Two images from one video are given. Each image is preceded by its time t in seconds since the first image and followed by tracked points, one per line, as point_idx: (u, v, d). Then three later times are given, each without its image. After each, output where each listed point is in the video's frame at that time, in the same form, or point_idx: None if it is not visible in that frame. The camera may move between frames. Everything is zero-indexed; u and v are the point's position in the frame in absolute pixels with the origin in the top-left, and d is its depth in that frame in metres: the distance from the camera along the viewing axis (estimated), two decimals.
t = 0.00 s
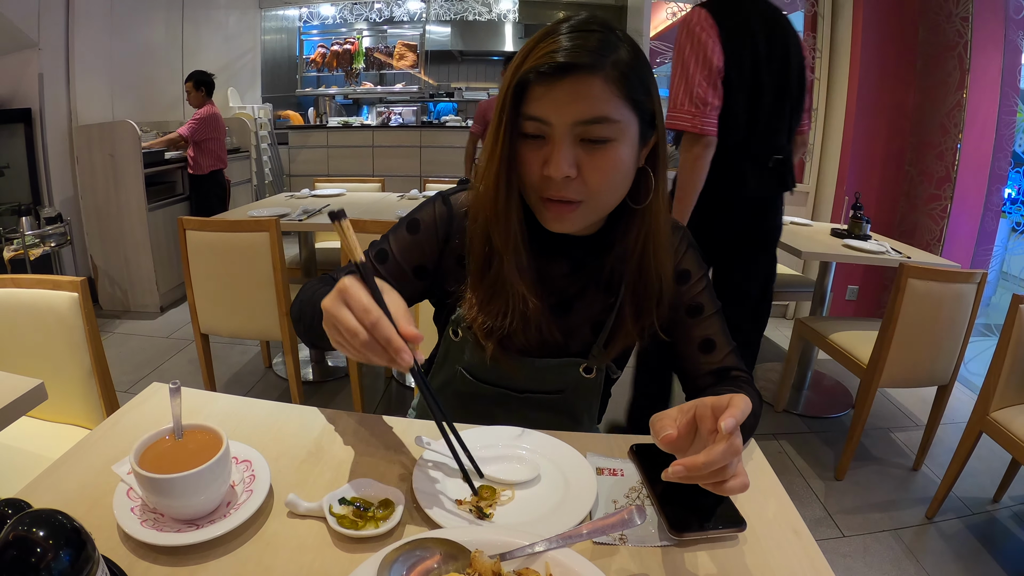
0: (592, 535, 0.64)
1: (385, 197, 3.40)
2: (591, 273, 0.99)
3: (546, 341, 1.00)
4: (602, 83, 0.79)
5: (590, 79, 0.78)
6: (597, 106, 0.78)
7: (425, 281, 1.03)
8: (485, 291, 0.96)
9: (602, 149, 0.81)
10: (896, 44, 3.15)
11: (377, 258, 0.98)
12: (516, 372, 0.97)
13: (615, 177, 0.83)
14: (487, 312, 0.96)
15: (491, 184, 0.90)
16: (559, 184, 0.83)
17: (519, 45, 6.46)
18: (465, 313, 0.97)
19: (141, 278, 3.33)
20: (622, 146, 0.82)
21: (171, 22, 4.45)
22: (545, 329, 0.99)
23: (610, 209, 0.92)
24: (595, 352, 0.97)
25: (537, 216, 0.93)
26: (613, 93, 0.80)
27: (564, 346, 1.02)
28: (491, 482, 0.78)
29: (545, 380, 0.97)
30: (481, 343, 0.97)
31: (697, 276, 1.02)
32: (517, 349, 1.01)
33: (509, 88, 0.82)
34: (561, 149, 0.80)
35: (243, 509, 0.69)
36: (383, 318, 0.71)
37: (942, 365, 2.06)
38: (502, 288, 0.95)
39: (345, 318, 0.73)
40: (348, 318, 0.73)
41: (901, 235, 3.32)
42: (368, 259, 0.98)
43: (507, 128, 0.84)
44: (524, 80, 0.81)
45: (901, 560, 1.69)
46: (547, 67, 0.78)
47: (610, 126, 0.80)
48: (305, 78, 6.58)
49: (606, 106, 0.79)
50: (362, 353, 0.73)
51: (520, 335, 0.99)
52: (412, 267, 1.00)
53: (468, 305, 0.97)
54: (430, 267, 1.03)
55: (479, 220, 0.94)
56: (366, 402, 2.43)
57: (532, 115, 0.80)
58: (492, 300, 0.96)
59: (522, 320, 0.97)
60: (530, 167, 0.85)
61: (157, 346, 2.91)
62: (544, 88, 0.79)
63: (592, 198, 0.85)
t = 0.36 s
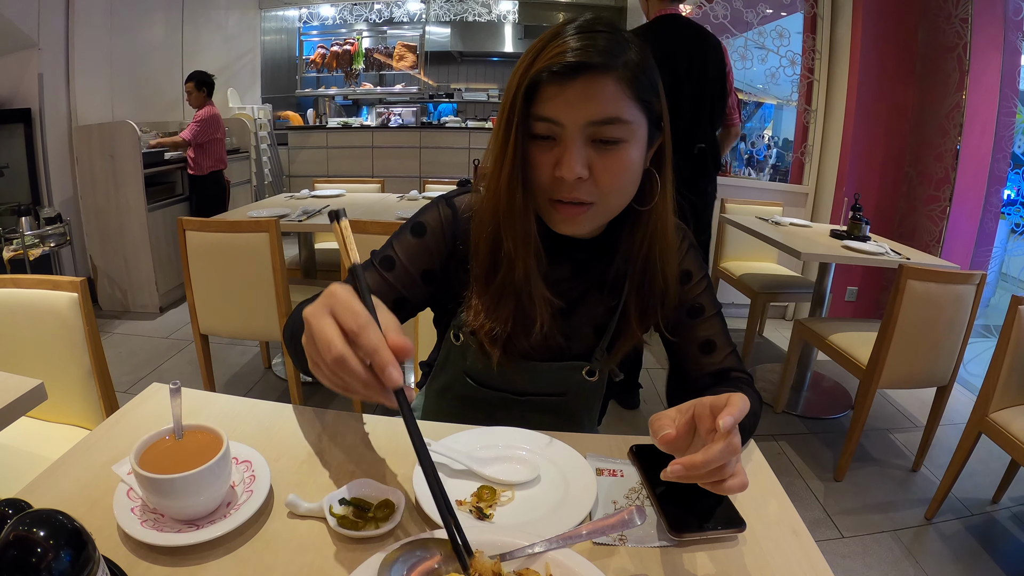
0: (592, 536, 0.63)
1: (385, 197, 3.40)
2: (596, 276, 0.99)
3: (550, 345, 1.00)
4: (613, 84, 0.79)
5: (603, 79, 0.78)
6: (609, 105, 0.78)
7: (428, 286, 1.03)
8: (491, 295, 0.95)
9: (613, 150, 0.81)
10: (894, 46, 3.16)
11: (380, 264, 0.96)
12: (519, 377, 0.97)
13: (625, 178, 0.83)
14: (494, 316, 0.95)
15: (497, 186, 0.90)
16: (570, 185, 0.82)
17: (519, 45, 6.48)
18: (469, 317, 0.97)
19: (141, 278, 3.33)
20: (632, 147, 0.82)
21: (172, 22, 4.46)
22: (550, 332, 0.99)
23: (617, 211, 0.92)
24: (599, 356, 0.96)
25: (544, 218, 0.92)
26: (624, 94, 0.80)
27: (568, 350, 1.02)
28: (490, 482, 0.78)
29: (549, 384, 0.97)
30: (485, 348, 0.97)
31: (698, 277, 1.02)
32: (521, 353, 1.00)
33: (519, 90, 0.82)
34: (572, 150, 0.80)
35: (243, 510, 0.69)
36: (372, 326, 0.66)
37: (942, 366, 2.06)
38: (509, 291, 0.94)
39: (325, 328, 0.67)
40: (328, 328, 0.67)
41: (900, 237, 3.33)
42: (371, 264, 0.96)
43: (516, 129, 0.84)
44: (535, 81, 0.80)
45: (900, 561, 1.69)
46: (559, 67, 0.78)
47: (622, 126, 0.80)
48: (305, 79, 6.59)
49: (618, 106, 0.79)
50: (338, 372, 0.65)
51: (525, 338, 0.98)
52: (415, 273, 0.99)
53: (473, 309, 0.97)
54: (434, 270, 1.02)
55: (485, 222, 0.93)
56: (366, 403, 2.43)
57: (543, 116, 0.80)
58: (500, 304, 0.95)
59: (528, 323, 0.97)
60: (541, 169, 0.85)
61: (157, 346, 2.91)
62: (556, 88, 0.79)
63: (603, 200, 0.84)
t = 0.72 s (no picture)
0: (592, 536, 0.64)
1: (385, 198, 3.40)
2: (599, 279, 0.99)
3: (552, 349, 1.00)
4: (618, 85, 0.78)
5: (607, 79, 0.78)
6: (613, 107, 0.78)
7: (430, 292, 1.02)
8: (493, 299, 0.95)
9: (617, 152, 0.81)
10: (894, 46, 3.16)
11: (380, 273, 0.96)
12: (522, 383, 0.97)
13: (629, 180, 0.83)
14: (496, 320, 0.95)
15: (499, 190, 0.90)
16: (574, 188, 0.82)
17: (519, 46, 6.48)
18: (471, 321, 0.97)
19: (140, 279, 3.32)
20: (636, 149, 0.82)
21: (171, 22, 4.45)
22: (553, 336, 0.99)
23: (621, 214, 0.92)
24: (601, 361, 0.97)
25: (547, 222, 0.92)
26: (629, 95, 0.79)
27: (571, 354, 1.02)
28: (490, 483, 0.78)
29: (551, 389, 0.97)
30: (487, 355, 0.97)
31: (701, 279, 1.02)
32: (523, 358, 1.00)
33: (521, 93, 0.82)
34: (576, 153, 0.80)
35: (242, 510, 0.69)
36: (352, 394, 0.62)
37: (942, 367, 2.06)
38: (511, 296, 0.94)
39: (307, 398, 0.65)
40: (310, 397, 0.65)
41: (899, 238, 3.33)
42: (370, 272, 0.96)
43: (519, 132, 0.84)
44: (537, 82, 0.80)
45: (899, 562, 1.69)
46: (562, 67, 0.78)
47: (626, 128, 0.80)
48: (305, 79, 6.58)
49: (622, 108, 0.79)
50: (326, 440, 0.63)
51: (527, 343, 0.98)
52: (417, 279, 0.99)
53: (475, 313, 0.97)
54: (435, 276, 1.02)
55: (487, 226, 0.93)
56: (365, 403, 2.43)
57: (546, 118, 0.80)
58: (502, 309, 0.94)
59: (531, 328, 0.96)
60: (544, 172, 0.85)
61: (156, 347, 2.91)
62: (559, 90, 0.79)
63: (606, 202, 0.84)
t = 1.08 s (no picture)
0: (595, 535, 0.64)
1: (386, 198, 3.40)
2: (599, 280, 0.99)
3: (553, 350, 1.00)
4: (617, 87, 0.78)
5: (606, 82, 0.78)
6: (613, 109, 0.78)
7: (430, 293, 1.02)
8: (493, 301, 0.95)
9: (617, 154, 0.81)
10: (894, 47, 3.16)
11: (379, 274, 0.96)
12: (522, 384, 0.97)
13: (629, 182, 0.83)
14: (496, 321, 0.95)
15: (498, 191, 0.90)
16: (573, 190, 0.82)
17: (519, 47, 6.50)
18: (471, 321, 0.96)
19: (140, 278, 3.32)
20: (636, 151, 0.82)
21: (172, 22, 4.46)
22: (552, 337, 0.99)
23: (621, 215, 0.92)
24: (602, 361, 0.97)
25: (547, 224, 0.92)
26: (628, 97, 0.79)
27: (571, 355, 1.02)
28: (492, 482, 0.78)
29: (551, 389, 0.97)
30: (486, 356, 0.97)
31: (701, 279, 1.02)
32: (523, 358, 1.00)
33: (520, 95, 0.82)
34: (575, 155, 0.80)
35: (244, 509, 0.69)
36: (317, 369, 0.63)
37: (942, 368, 2.06)
38: (511, 298, 0.94)
39: (276, 378, 0.67)
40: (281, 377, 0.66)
41: (900, 239, 3.33)
42: (370, 273, 0.96)
43: (517, 134, 0.84)
44: (536, 85, 0.80)
45: (899, 564, 1.69)
46: (561, 69, 0.78)
47: (625, 130, 0.79)
48: (305, 79, 6.59)
49: (621, 109, 0.79)
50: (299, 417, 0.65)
51: (527, 344, 0.98)
52: (416, 280, 0.99)
53: (475, 314, 0.96)
54: (434, 276, 1.02)
55: (487, 227, 0.93)
56: (365, 403, 2.43)
57: (544, 120, 0.80)
58: (502, 310, 0.95)
59: (532, 330, 0.96)
60: (543, 174, 0.84)
61: (156, 346, 2.91)
62: (558, 93, 0.78)
63: (606, 204, 0.84)
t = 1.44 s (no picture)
0: (594, 536, 0.64)
1: (386, 199, 3.40)
2: (597, 279, 0.99)
3: (552, 349, 1.00)
4: (609, 87, 0.78)
5: (598, 82, 0.78)
6: (605, 109, 0.78)
7: (430, 292, 1.03)
8: (491, 300, 0.95)
9: (610, 154, 0.81)
10: (893, 48, 3.17)
11: (379, 271, 0.96)
12: (522, 382, 0.97)
13: (622, 182, 0.83)
14: (494, 320, 0.95)
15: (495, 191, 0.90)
16: (567, 190, 0.82)
17: (518, 48, 6.50)
18: (470, 319, 0.97)
19: (139, 279, 3.32)
20: (630, 150, 0.82)
21: (171, 22, 4.46)
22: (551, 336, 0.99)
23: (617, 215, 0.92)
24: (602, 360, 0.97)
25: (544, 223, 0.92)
26: (621, 97, 0.79)
27: (571, 354, 1.02)
28: (491, 483, 0.78)
29: (551, 388, 0.97)
30: (486, 354, 0.97)
31: (700, 279, 1.02)
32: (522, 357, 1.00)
33: (513, 96, 0.82)
34: (568, 155, 0.80)
35: (243, 511, 0.69)
36: (316, 317, 0.64)
37: (940, 370, 2.06)
38: (508, 297, 0.94)
39: (281, 334, 0.67)
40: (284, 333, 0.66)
41: (899, 239, 3.34)
42: (369, 270, 0.96)
43: (512, 134, 0.84)
44: (530, 86, 0.80)
45: (899, 565, 1.68)
46: (553, 71, 0.78)
47: (618, 130, 0.80)
48: (305, 80, 6.60)
49: (614, 110, 0.79)
50: (307, 368, 0.65)
51: (526, 342, 0.98)
52: (416, 278, 0.99)
53: (473, 312, 0.97)
54: (433, 275, 1.02)
55: (484, 227, 0.93)
56: (364, 404, 2.43)
57: (538, 121, 0.80)
58: (500, 308, 0.95)
59: (530, 329, 0.96)
60: (537, 174, 0.85)
61: (155, 347, 2.90)
62: (550, 94, 0.78)
63: (600, 203, 0.84)
